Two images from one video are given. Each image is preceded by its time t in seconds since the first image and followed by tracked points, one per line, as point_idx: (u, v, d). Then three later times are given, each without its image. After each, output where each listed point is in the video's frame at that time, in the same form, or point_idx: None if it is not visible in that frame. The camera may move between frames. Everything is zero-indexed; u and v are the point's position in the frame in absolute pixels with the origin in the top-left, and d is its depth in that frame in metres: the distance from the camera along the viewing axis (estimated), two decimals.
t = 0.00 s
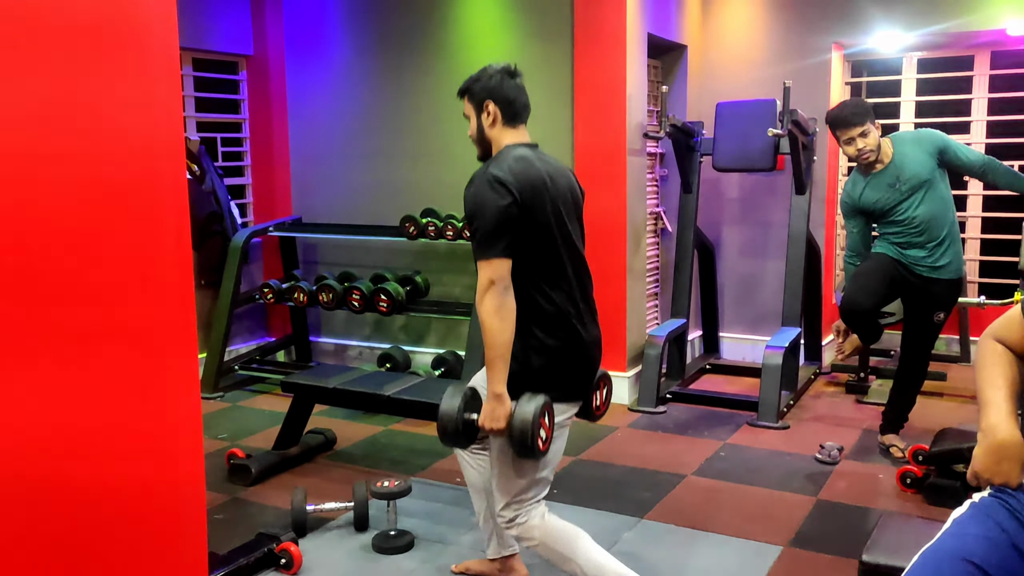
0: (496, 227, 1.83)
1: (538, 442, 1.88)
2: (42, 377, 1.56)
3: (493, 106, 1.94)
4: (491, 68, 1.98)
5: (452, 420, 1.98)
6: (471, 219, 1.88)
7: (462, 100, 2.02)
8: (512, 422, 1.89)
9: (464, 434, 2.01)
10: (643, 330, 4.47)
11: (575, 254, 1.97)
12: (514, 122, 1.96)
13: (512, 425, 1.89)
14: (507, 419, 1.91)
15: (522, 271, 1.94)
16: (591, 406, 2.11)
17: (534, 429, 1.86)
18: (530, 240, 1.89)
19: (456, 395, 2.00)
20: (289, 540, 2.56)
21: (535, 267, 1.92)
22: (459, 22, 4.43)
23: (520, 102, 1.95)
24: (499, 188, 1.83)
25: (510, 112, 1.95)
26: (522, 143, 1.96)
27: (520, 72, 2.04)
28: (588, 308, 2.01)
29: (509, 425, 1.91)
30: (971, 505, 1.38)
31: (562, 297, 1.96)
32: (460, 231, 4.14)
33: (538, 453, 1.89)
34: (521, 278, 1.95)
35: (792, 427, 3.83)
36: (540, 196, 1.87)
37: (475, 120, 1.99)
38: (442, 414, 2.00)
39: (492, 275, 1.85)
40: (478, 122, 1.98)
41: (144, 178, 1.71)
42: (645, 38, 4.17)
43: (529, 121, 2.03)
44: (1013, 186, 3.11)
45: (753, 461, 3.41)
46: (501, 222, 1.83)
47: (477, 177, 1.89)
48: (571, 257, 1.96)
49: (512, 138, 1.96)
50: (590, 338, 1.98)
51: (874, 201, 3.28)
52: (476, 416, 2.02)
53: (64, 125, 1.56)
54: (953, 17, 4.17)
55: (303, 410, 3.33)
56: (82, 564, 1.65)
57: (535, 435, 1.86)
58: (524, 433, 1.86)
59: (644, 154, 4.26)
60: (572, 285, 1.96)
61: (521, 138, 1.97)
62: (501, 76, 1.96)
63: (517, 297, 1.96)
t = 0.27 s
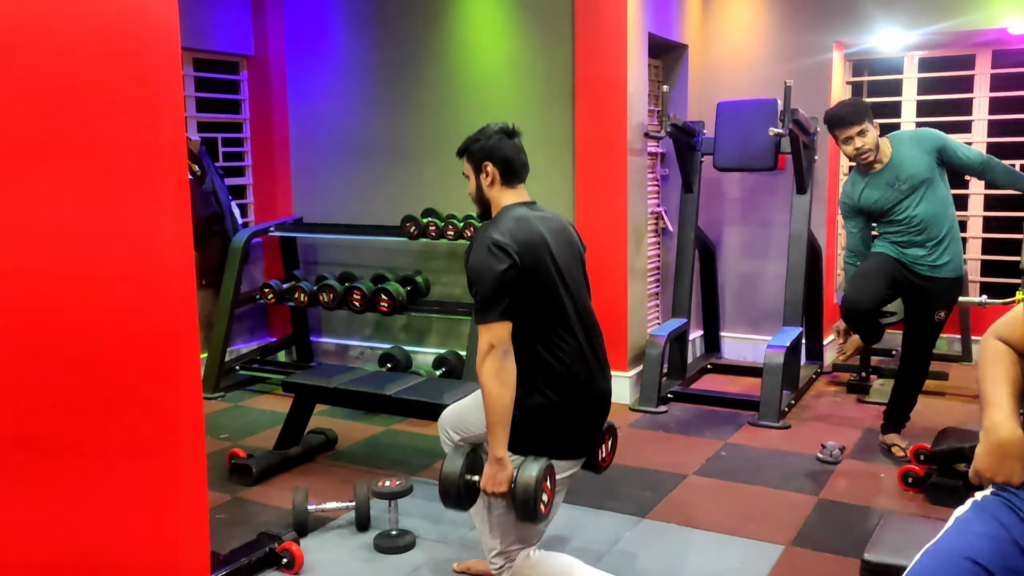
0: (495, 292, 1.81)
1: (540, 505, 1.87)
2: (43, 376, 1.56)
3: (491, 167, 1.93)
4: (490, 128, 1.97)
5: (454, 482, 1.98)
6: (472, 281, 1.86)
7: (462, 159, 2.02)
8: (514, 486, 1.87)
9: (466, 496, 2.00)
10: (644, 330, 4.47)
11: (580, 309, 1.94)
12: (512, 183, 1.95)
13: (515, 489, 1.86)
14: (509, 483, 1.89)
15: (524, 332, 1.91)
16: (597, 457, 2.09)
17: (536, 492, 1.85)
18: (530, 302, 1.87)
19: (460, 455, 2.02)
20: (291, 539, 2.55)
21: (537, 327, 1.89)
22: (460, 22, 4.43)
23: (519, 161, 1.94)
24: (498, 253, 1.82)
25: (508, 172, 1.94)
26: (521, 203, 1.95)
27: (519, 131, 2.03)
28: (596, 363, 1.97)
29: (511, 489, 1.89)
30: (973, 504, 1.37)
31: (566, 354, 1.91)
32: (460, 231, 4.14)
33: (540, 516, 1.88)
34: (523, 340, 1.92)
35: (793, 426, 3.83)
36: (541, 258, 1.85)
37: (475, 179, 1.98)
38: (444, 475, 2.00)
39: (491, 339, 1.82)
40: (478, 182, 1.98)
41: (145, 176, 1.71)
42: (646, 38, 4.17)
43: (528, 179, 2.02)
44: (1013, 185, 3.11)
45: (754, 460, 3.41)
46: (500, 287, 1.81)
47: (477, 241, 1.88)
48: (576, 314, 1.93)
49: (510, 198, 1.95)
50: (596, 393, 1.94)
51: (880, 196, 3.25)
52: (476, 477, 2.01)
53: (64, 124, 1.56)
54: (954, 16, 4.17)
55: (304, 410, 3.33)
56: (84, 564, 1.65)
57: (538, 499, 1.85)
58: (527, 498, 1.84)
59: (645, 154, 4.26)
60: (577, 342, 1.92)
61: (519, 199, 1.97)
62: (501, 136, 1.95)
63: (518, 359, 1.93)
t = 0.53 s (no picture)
0: (494, 323, 1.83)
1: (539, 534, 1.86)
2: (43, 376, 1.56)
3: (489, 194, 1.94)
4: (490, 154, 1.97)
5: (453, 511, 1.95)
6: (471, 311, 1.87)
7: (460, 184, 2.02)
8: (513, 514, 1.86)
9: (464, 527, 1.97)
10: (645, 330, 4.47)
11: (581, 333, 1.95)
12: (509, 210, 1.96)
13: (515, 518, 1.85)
14: (508, 510, 1.87)
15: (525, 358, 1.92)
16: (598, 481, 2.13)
17: (536, 521, 1.83)
18: (529, 329, 1.89)
19: (459, 484, 1.98)
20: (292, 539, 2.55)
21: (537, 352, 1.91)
22: (460, 22, 4.43)
23: (518, 188, 1.95)
24: (497, 282, 1.84)
25: (506, 199, 1.95)
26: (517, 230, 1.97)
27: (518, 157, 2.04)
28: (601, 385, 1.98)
29: (511, 517, 1.87)
30: (974, 504, 1.38)
31: (567, 378, 1.93)
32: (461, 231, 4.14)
33: (540, 544, 1.87)
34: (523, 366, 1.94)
35: (794, 427, 3.83)
36: (537, 287, 1.86)
37: (473, 205, 1.99)
38: (442, 502, 1.97)
39: (491, 369, 1.82)
40: (475, 208, 1.99)
41: (146, 176, 1.71)
42: (646, 38, 4.17)
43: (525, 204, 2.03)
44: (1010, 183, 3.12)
45: (755, 460, 3.41)
46: (499, 318, 1.83)
47: (475, 271, 1.89)
48: (576, 339, 1.94)
49: (507, 225, 1.96)
50: (599, 415, 1.95)
51: (880, 197, 3.24)
52: (475, 507, 1.98)
53: (64, 124, 1.56)
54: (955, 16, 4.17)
55: (305, 411, 3.33)
56: (84, 564, 1.64)
57: (538, 527, 1.84)
58: (527, 526, 1.83)
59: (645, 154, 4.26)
60: (578, 365, 1.94)
61: (516, 226, 1.98)
62: (500, 163, 1.95)
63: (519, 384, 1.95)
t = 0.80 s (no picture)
0: (497, 269, 1.80)
1: (542, 481, 1.86)
2: (43, 377, 1.55)
3: (498, 140, 1.91)
4: (501, 102, 1.94)
5: (453, 459, 1.98)
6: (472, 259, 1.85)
7: (470, 129, 1.99)
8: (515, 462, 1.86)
9: (464, 473, 2.00)
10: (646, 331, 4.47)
11: (579, 289, 1.93)
12: (516, 159, 1.93)
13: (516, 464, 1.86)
14: (509, 457, 1.89)
15: (524, 307, 1.90)
16: (596, 439, 2.06)
17: (538, 469, 1.84)
18: (531, 279, 1.87)
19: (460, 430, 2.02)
20: (293, 541, 2.55)
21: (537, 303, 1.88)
22: (460, 23, 4.43)
23: (526, 138, 1.92)
24: (500, 229, 1.81)
25: (514, 148, 1.92)
26: (523, 181, 1.93)
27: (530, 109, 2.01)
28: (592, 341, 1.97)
29: (512, 463, 1.89)
30: (975, 505, 1.37)
31: (565, 329, 1.91)
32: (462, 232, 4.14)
33: (542, 492, 1.87)
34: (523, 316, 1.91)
35: (794, 428, 3.83)
36: (542, 235, 1.84)
37: (480, 151, 1.96)
38: (442, 451, 1.99)
39: (493, 315, 1.82)
40: (482, 154, 1.95)
41: (147, 177, 1.71)
42: (646, 39, 4.17)
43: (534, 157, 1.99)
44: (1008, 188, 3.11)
45: (756, 461, 3.40)
46: (502, 264, 1.80)
47: (478, 217, 1.86)
48: (575, 292, 1.92)
49: (512, 175, 1.93)
50: (592, 373, 1.94)
51: (870, 196, 3.24)
52: (474, 454, 2.01)
53: (64, 126, 1.55)
54: (955, 16, 4.17)
55: (305, 412, 3.32)
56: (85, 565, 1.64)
57: (540, 474, 1.85)
58: (529, 472, 1.84)
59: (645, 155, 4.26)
60: (574, 319, 1.92)
61: (522, 176, 1.94)
62: (511, 112, 1.92)
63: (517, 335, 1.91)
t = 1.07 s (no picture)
0: (497, 192, 1.83)
1: (544, 406, 1.88)
2: (43, 378, 1.55)
3: (498, 67, 1.93)
4: (502, 27, 1.95)
5: (454, 384, 2.05)
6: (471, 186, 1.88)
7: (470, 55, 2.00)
8: (517, 385, 1.88)
9: (465, 400, 2.07)
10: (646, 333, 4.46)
11: (570, 216, 2.02)
12: (516, 87, 1.96)
13: (517, 388, 1.88)
14: (511, 383, 1.90)
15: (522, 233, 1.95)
16: (592, 371, 2.18)
17: (539, 392, 1.86)
18: (528, 204, 1.91)
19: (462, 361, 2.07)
20: (293, 543, 2.55)
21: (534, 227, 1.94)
22: (460, 26, 4.44)
23: (527, 66, 1.94)
24: (500, 152, 1.83)
25: (514, 75, 1.94)
26: (522, 108, 1.96)
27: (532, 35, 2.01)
28: (584, 268, 2.05)
29: (514, 390, 1.90)
30: (975, 507, 1.37)
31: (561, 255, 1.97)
32: (462, 234, 4.15)
33: (544, 417, 1.89)
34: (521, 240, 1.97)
35: (795, 429, 3.83)
36: (538, 161, 1.88)
37: (480, 77, 1.98)
38: (444, 377, 2.06)
39: (493, 240, 1.85)
40: (482, 80, 1.97)
41: (146, 178, 1.71)
42: (646, 41, 4.17)
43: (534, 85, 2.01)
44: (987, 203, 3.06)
45: (757, 463, 3.40)
46: (501, 188, 1.83)
47: (478, 140, 1.89)
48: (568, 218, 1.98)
49: (513, 103, 1.96)
50: (588, 301, 2.02)
51: (861, 193, 3.20)
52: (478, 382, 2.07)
53: (64, 127, 1.55)
54: (955, 18, 4.17)
55: (305, 414, 3.32)
56: (84, 566, 1.64)
57: (541, 399, 1.86)
58: (530, 396, 1.85)
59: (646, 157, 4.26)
60: (568, 248, 2.00)
61: (522, 103, 1.97)
62: (512, 37, 1.93)
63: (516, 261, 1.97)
